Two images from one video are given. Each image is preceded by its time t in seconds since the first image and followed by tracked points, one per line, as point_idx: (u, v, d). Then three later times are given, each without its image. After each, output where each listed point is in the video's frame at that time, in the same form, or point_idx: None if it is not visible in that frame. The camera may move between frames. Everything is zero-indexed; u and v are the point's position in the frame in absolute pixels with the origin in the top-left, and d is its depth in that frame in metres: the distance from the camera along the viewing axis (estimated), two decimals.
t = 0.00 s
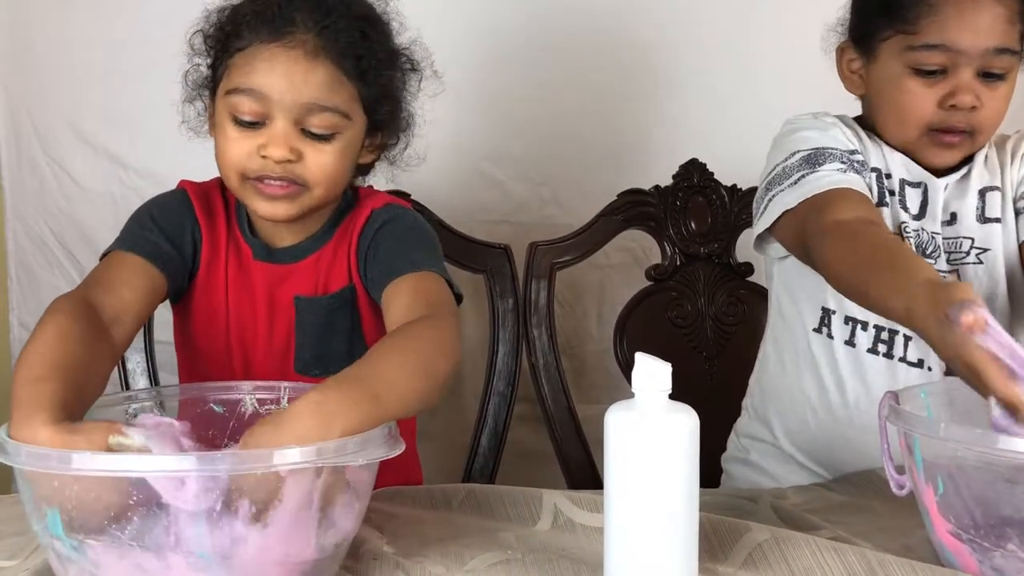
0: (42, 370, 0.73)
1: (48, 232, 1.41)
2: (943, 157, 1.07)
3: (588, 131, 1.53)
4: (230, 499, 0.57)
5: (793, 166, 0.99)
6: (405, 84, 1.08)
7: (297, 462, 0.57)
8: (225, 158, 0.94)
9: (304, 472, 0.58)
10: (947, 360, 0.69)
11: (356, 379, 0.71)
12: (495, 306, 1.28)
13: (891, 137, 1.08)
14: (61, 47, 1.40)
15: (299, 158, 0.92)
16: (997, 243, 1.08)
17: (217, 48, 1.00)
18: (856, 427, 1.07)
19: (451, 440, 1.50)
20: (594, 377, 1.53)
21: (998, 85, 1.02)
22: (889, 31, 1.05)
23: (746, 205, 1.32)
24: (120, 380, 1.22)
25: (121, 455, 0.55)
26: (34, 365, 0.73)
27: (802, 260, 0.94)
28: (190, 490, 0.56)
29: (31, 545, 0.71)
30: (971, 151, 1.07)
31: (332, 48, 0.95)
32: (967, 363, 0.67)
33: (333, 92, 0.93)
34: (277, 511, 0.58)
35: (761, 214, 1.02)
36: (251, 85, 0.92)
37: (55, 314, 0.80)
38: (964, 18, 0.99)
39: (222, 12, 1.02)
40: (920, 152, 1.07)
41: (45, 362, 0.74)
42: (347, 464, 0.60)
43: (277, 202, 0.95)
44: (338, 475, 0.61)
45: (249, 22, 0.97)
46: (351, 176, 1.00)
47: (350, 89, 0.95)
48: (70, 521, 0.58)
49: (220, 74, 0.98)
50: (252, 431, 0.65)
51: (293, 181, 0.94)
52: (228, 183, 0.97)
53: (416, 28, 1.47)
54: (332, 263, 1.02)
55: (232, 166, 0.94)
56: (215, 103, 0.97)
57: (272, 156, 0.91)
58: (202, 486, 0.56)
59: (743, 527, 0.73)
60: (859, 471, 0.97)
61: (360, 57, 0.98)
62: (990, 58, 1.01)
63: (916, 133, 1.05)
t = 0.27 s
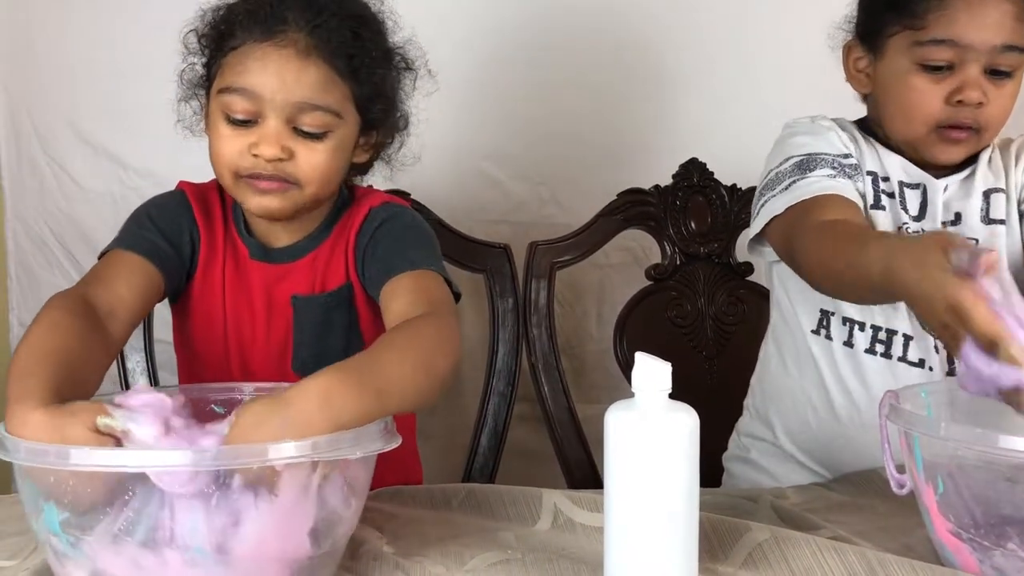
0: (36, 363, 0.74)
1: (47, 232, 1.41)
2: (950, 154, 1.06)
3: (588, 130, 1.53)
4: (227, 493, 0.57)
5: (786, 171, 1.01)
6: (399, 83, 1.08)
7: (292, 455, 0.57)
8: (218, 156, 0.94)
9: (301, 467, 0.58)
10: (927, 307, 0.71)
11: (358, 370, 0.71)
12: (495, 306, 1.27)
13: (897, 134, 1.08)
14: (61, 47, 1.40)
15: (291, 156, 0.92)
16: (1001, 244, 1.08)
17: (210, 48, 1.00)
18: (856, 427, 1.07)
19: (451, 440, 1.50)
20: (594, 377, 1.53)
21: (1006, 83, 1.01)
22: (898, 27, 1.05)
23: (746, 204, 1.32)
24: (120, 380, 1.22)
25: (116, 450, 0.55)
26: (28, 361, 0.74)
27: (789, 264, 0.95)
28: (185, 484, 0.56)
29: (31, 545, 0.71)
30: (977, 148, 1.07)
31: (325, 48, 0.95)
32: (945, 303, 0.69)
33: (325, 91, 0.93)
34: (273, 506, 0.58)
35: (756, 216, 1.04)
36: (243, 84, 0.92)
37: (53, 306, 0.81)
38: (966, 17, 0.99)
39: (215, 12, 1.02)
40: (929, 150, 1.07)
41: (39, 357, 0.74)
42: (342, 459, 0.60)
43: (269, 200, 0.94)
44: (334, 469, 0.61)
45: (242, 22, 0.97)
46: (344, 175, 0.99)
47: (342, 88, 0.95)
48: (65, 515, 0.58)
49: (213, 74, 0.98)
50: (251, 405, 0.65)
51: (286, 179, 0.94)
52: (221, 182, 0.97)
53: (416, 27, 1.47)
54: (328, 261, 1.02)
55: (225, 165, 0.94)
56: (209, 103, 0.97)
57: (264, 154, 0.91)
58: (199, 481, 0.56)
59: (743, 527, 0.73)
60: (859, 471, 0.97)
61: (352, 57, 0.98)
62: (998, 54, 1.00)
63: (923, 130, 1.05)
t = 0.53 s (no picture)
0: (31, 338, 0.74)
1: (46, 232, 1.41)
2: (951, 153, 1.06)
3: (587, 130, 1.53)
4: (212, 467, 0.56)
5: (778, 178, 1.02)
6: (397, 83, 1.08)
7: (281, 433, 0.57)
8: (219, 158, 0.94)
9: (289, 447, 0.58)
10: (923, 253, 0.74)
11: (355, 358, 0.70)
12: (495, 306, 1.27)
13: (898, 135, 1.09)
14: (61, 47, 1.40)
15: (293, 159, 0.92)
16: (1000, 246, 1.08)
17: (210, 50, 1.00)
18: (855, 427, 1.07)
19: (450, 440, 1.50)
20: (594, 376, 1.53)
21: (1006, 82, 1.02)
22: (900, 25, 1.05)
23: (745, 204, 1.32)
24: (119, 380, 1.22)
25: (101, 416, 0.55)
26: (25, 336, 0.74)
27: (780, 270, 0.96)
28: (166, 451, 0.55)
29: (31, 545, 0.71)
30: (977, 148, 1.07)
31: (325, 51, 0.95)
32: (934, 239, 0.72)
33: (326, 94, 0.93)
34: (260, 485, 0.58)
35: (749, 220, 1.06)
36: (244, 87, 0.92)
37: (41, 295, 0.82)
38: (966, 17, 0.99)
39: (214, 14, 1.02)
40: (930, 149, 1.07)
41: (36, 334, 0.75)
42: (332, 438, 0.60)
43: (270, 202, 0.95)
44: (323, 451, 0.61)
45: (242, 26, 0.97)
46: (343, 176, 0.99)
47: (342, 91, 0.95)
48: (55, 490, 0.58)
49: (214, 76, 0.98)
50: (249, 384, 0.61)
51: (288, 182, 0.94)
52: (222, 184, 0.97)
53: (416, 28, 1.47)
54: (326, 258, 1.02)
55: (226, 167, 0.94)
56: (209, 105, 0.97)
57: (267, 158, 0.91)
58: (183, 449, 0.56)
59: (742, 528, 0.73)
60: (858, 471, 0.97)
61: (352, 59, 0.97)
62: (1000, 54, 1.00)
63: (925, 129, 1.05)
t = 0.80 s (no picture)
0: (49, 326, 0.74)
1: (46, 233, 1.41)
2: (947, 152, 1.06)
3: (587, 131, 1.53)
4: (223, 488, 0.56)
5: (772, 182, 1.03)
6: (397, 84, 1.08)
7: (292, 449, 0.57)
8: (221, 161, 0.94)
9: (300, 462, 0.58)
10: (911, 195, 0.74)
11: (350, 354, 0.70)
12: (494, 306, 1.27)
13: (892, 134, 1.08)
14: (61, 48, 1.40)
15: (293, 162, 0.93)
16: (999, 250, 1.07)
17: (212, 54, 1.00)
18: (855, 427, 1.07)
19: (450, 440, 1.50)
20: (594, 377, 1.53)
21: (1000, 82, 1.01)
22: (894, 26, 1.05)
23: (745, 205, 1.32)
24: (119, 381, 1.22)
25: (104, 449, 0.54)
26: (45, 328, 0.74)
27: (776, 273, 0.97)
28: (180, 479, 0.55)
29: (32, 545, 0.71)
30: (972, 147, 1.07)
31: (324, 56, 0.95)
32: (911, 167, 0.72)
33: (326, 98, 0.93)
34: (271, 498, 0.58)
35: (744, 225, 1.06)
36: (245, 92, 0.92)
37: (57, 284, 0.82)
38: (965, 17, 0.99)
39: (216, 17, 1.02)
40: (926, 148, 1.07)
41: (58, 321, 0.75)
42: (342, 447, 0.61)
43: (272, 203, 0.95)
44: (332, 461, 0.61)
45: (243, 30, 0.97)
46: (344, 176, 1.00)
47: (342, 94, 0.95)
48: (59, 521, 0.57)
49: (216, 79, 0.98)
50: (243, 385, 0.63)
51: (289, 184, 0.94)
52: (225, 185, 0.97)
53: (416, 28, 1.47)
54: (326, 254, 1.02)
55: (228, 169, 0.94)
56: (211, 108, 0.97)
57: (268, 161, 0.91)
58: (195, 476, 0.55)
59: (742, 528, 0.73)
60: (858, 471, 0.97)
61: (351, 63, 0.97)
62: (993, 54, 1.00)
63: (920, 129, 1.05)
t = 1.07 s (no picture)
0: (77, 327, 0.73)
1: (46, 234, 1.41)
2: (938, 151, 1.06)
3: (585, 131, 1.53)
4: (229, 505, 0.56)
5: (763, 192, 1.03)
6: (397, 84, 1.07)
7: (301, 463, 0.58)
8: (224, 160, 0.95)
9: (308, 477, 0.58)
10: (936, 248, 0.72)
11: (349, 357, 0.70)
12: (494, 307, 1.28)
13: (885, 134, 1.08)
14: (60, 48, 1.40)
15: (295, 160, 0.93)
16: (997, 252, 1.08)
17: (215, 55, 1.00)
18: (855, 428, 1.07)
19: (449, 440, 1.50)
20: (593, 377, 1.53)
21: (990, 80, 1.03)
22: (885, 26, 1.06)
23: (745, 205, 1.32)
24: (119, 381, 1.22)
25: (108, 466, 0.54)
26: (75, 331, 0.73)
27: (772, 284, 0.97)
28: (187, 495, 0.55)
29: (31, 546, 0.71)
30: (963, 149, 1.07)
31: (326, 55, 0.95)
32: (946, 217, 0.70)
33: (327, 96, 0.93)
34: (281, 515, 0.58)
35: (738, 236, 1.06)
36: (247, 91, 0.92)
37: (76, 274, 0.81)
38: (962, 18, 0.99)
39: (220, 18, 1.02)
40: (916, 147, 1.06)
41: (85, 322, 0.74)
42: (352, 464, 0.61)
43: (275, 201, 0.96)
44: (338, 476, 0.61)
45: (244, 31, 0.96)
46: (345, 175, 1.00)
47: (343, 93, 0.95)
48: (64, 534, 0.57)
49: (219, 79, 0.98)
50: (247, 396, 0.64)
51: (291, 182, 0.95)
52: (227, 184, 0.98)
53: (415, 28, 1.47)
54: (327, 251, 1.02)
55: (231, 168, 0.95)
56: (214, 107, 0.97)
57: (270, 159, 0.92)
58: (202, 492, 0.55)
59: (742, 528, 0.73)
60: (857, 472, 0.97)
61: (351, 62, 0.97)
62: (982, 53, 1.02)
63: (911, 126, 1.05)
